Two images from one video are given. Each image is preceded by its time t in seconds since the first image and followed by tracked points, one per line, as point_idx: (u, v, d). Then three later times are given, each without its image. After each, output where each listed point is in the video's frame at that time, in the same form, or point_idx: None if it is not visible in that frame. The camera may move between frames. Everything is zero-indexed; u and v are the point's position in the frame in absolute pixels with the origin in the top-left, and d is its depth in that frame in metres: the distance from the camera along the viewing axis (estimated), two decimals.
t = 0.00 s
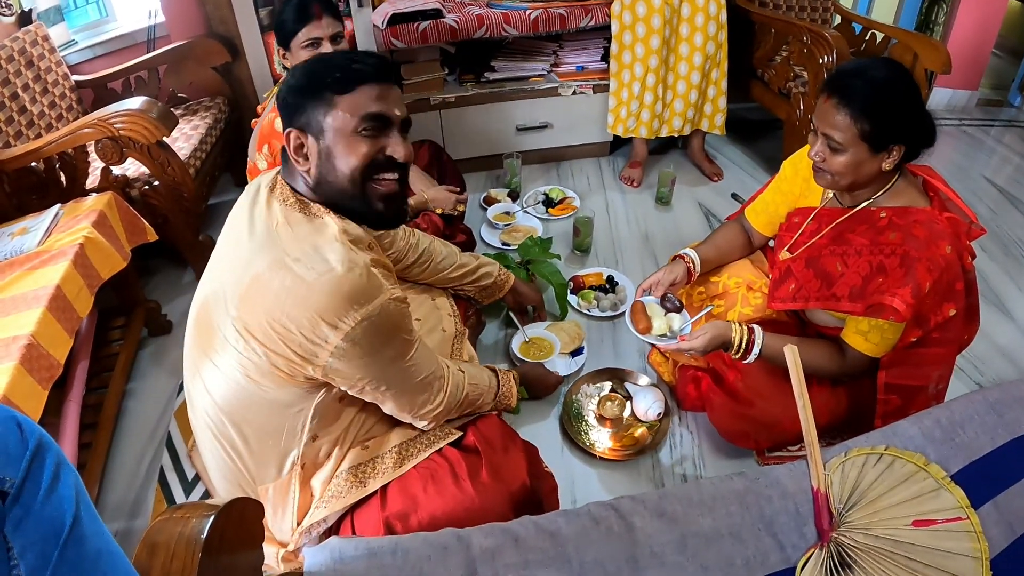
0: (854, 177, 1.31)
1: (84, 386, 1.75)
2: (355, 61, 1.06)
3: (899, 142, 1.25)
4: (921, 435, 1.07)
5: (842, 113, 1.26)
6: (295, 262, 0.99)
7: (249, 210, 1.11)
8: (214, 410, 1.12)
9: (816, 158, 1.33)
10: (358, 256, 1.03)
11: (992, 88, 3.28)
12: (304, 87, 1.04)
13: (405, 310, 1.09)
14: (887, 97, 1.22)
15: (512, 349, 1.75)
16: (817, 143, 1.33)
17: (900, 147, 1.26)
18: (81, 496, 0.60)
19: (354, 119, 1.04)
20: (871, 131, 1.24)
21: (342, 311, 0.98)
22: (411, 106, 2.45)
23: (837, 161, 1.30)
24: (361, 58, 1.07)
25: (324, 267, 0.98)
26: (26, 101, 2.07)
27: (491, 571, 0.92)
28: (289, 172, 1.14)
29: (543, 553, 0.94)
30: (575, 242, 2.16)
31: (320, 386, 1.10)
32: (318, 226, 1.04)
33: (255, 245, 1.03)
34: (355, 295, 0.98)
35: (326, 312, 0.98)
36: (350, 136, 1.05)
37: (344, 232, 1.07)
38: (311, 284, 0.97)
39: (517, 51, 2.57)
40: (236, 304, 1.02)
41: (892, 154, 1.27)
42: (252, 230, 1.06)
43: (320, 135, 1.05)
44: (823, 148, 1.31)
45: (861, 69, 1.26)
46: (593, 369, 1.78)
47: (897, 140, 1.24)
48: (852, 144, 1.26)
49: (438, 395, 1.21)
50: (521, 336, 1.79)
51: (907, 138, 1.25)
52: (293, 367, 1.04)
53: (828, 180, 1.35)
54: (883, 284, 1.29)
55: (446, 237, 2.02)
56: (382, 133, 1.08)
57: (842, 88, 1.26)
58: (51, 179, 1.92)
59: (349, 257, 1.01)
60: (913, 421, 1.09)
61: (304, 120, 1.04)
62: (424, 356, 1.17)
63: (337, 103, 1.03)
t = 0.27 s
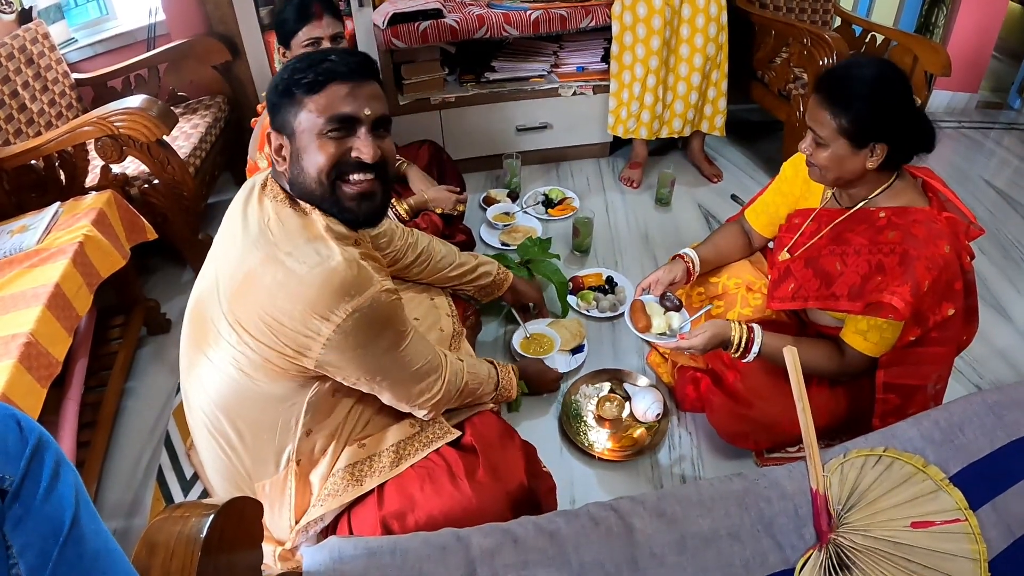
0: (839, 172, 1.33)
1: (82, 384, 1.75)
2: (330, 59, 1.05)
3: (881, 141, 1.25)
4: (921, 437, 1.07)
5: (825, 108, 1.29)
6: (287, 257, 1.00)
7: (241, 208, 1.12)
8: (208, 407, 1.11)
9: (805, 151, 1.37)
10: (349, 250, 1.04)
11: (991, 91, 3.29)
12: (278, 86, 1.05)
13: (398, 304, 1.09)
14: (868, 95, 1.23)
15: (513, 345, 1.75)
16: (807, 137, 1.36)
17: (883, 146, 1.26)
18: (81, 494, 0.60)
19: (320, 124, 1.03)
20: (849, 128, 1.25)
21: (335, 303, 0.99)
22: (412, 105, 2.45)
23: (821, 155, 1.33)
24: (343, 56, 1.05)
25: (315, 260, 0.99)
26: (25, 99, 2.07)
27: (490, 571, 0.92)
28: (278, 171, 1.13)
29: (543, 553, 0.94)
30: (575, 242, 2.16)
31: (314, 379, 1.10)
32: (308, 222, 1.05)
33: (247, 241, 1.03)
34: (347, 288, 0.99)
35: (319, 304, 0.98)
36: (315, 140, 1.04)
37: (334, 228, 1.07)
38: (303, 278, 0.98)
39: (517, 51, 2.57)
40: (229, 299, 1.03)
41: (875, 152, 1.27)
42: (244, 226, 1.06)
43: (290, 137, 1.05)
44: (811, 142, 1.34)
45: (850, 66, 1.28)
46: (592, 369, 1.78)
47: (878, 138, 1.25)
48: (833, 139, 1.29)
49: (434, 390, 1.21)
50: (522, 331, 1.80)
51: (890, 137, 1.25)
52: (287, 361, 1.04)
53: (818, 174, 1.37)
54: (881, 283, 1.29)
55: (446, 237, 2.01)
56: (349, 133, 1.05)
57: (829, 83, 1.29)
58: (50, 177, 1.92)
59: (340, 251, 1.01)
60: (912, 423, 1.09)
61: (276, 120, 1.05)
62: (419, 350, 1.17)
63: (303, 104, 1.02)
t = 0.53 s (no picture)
0: (836, 170, 1.33)
1: (83, 384, 1.75)
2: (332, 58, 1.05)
3: (878, 138, 1.25)
4: (921, 439, 1.07)
5: (822, 106, 1.29)
6: (287, 257, 1.00)
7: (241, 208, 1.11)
8: (209, 406, 1.12)
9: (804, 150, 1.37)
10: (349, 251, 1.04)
11: (992, 93, 3.29)
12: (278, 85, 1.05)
13: (399, 302, 1.09)
14: (865, 92, 1.24)
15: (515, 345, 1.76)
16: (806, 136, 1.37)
17: (880, 143, 1.26)
18: (82, 494, 0.60)
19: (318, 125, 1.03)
20: (846, 125, 1.26)
21: (335, 303, 0.99)
22: (413, 106, 2.45)
23: (818, 153, 1.33)
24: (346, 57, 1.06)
25: (315, 261, 0.99)
26: (26, 99, 2.07)
27: (490, 572, 0.92)
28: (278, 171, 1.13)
29: (543, 554, 0.94)
30: (575, 243, 2.16)
31: (315, 378, 1.11)
32: (308, 222, 1.04)
33: (247, 241, 1.04)
34: (347, 287, 0.99)
35: (319, 304, 0.98)
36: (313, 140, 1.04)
37: (333, 228, 1.07)
38: (304, 278, 0.98)
39: (518, 52, 2.57)
40: (230, 299, 1.03)
41: (872, 150, 1.27)
42: (244, 227, 1.06)
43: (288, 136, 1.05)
44: (807, 141, 1.35)
45: (847, 65, 1.28)
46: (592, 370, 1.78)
47: (876, 135, 1.25)
48: (830, 137, 1.29)
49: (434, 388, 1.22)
50: (524, 333, 1.80)
51: (887, 135, 1.25)
52: (288, 360, 1.04)
53: (816, 174, 1.38)
54: (879, 280, 1.29)
55: (446, 237, 2.02)
56: (347, 134, 1.05)
57: (826, 82, 1.30)
58: (51, 177, 1.92)
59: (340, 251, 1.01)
60: (912, 425, 1.09)
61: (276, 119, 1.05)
62: (421, 349, 1.18)
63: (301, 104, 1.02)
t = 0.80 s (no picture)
0: (846, 173, 1.32)
1: (82, 383, 1.75)
2: (333, 57, 1.04)
3: (889, 137, 1.25)
4: (920, 439, 1.07)
5: (830, 109, 1.28)
6: (289, 258, 1.00)
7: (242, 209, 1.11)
8: (209, 405, 1.11)
9: (809, 156, 1.35)
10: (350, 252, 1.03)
11: (992, 94, 3.29)
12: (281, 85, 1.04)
13: (400, 303, 1.09)
14: (875, 93, 1.23)
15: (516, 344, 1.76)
16: (809, 141, 1.35)
17: (891, 143, 1.26)
18: (81, 493, 0.60)
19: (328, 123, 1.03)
20: (858, 126, 1.24)
21: (337, 304, 0.99)
22: (413, 106, 2.45)
23: (828, 157, 1.31)
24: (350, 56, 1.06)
25: (317, 262, 0.99)
26: (26, 98, 2.07)
27: (490, 572, 0.92)
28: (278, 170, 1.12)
29: (543, 554, 0.94)
30: (576, 243, 2.16)
31: (316, 377, 1.10)
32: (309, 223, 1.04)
33: (249, 242, 1.03)
34: (349, 289, 0.99)
35: (321, 305, 0.98)
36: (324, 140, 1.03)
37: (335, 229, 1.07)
38: (305, 280, 0.98)
39: (519, 52, 2.57)
40: (231, 299, 1.03)
41: (883, 150, 1.27)
42: (246, 227, 1.06)
43: (295, 137, 1.04)
44: (815, 146, 1.33)
45: (851, 67, 1.28)
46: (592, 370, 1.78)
47: (887, 135, 1.24)
48: (842, 140, 1.27)
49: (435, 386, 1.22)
50: (524, 331, 1.80)
51: (897, 133, 1.25)
52: (289, 360, 1.04)
53: (821, 178, 1.37)
54: (877, 280, 1.30)
55: (447, 237, 2.02)
56: (357, 134, 1.05)
57: (831, 85, 1.28)
58: (51, 176, 1.92)
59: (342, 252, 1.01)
60: (912, 425, 1.09)
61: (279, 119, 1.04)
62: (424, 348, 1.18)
63: (311, 105, 1.02)
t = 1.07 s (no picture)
0: (855, 176, 1.31)
1: (87, 385, 1.75)
2: (367, 66, 1.00)
3: (900, 140, 1.25)
4: (925, 438, 1.06)
5: (843, 112, 1.26)
6: (292, 263, 0.99)
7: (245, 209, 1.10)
8: (213, 405, 1.12)
9: (817, 158, 1.34)
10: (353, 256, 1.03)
11: (994, 92, 3.28)
12: (331, 101, 0.96)
13: (404, 304, 1.09)
14: (889, 96, 1.23)
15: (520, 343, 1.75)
16: (817, 142, 1.34)
17: (901, 146, 1.26)
18: (87, 495, 0.60)
19: (394, 144, 1.01)
20: (871, 129, 1.24)
21: (341, 309, 0.99)
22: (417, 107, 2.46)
23: (838, 160, 1.30)
24: (380, 63, 1.02)
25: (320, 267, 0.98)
26: (30, 101, 2.08)
27: (494, 572, 0.92)
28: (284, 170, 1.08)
29: (547, 554, 0.94)
30: (579, 244, 2.16)
31: (320, 379, 1.10)
32: (312, 225, 1.03)
33: (253, 245, 1.03)
34: (353, 295, 0.99)
35: (325, 310, 0.98)
36: (387, 161, 1.02)
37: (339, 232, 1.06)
38: (309, 285, 0.98)
39: (521, 53, 2.55)
40: (235, 302, 1.02)
41: (893, 152, 1.27)
42: (250, 229, 1.05)
43: (356, 155, 1.00)
44: (824, 148, 1.32)
45: (862, 68, 1.27)
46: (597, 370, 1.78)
47: (898, 137, 1.24)
48: (853, 143, 1.26)
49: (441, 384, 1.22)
50: (528, 331, 1.80)
51: (907, 137, 1.25)
52: (294, 363, 1.04)
53: (828, 179, 1.36)
54: (880, 281, 1.30)
55: (450, 238, 2.02)
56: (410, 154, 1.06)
57: (844, 86, 1.27)
58: (55, 178, 1.92)
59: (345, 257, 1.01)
60: (916, 424, 1.09)
61: (336, 136, 0.98)
62: (429, 348, 1.17)
63: (381, 126, 0.99)
